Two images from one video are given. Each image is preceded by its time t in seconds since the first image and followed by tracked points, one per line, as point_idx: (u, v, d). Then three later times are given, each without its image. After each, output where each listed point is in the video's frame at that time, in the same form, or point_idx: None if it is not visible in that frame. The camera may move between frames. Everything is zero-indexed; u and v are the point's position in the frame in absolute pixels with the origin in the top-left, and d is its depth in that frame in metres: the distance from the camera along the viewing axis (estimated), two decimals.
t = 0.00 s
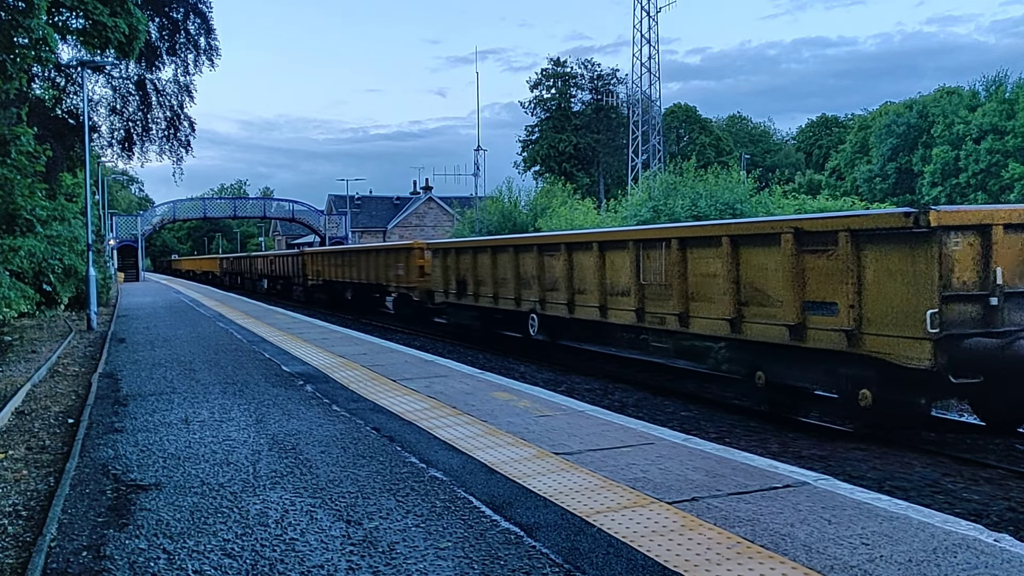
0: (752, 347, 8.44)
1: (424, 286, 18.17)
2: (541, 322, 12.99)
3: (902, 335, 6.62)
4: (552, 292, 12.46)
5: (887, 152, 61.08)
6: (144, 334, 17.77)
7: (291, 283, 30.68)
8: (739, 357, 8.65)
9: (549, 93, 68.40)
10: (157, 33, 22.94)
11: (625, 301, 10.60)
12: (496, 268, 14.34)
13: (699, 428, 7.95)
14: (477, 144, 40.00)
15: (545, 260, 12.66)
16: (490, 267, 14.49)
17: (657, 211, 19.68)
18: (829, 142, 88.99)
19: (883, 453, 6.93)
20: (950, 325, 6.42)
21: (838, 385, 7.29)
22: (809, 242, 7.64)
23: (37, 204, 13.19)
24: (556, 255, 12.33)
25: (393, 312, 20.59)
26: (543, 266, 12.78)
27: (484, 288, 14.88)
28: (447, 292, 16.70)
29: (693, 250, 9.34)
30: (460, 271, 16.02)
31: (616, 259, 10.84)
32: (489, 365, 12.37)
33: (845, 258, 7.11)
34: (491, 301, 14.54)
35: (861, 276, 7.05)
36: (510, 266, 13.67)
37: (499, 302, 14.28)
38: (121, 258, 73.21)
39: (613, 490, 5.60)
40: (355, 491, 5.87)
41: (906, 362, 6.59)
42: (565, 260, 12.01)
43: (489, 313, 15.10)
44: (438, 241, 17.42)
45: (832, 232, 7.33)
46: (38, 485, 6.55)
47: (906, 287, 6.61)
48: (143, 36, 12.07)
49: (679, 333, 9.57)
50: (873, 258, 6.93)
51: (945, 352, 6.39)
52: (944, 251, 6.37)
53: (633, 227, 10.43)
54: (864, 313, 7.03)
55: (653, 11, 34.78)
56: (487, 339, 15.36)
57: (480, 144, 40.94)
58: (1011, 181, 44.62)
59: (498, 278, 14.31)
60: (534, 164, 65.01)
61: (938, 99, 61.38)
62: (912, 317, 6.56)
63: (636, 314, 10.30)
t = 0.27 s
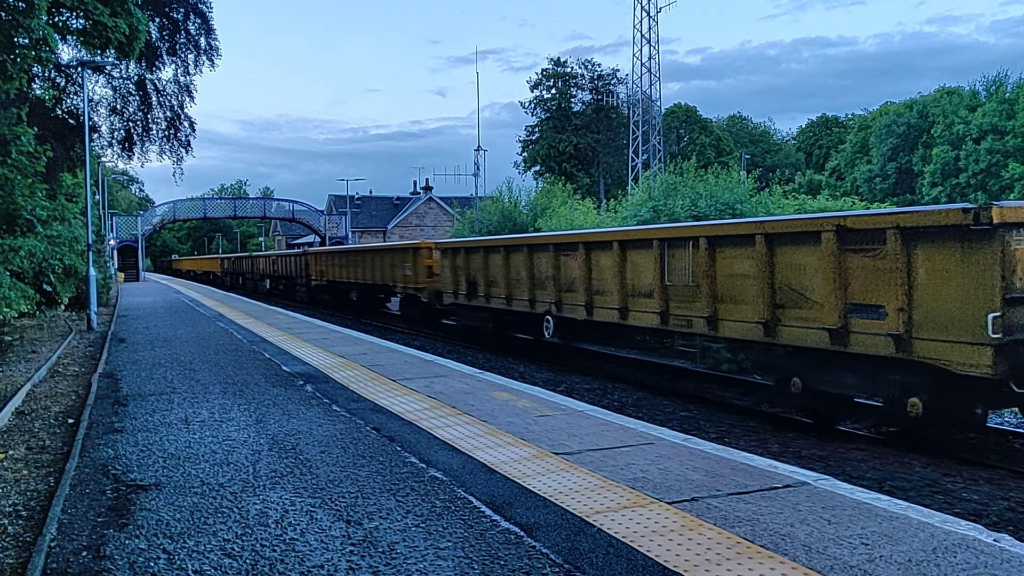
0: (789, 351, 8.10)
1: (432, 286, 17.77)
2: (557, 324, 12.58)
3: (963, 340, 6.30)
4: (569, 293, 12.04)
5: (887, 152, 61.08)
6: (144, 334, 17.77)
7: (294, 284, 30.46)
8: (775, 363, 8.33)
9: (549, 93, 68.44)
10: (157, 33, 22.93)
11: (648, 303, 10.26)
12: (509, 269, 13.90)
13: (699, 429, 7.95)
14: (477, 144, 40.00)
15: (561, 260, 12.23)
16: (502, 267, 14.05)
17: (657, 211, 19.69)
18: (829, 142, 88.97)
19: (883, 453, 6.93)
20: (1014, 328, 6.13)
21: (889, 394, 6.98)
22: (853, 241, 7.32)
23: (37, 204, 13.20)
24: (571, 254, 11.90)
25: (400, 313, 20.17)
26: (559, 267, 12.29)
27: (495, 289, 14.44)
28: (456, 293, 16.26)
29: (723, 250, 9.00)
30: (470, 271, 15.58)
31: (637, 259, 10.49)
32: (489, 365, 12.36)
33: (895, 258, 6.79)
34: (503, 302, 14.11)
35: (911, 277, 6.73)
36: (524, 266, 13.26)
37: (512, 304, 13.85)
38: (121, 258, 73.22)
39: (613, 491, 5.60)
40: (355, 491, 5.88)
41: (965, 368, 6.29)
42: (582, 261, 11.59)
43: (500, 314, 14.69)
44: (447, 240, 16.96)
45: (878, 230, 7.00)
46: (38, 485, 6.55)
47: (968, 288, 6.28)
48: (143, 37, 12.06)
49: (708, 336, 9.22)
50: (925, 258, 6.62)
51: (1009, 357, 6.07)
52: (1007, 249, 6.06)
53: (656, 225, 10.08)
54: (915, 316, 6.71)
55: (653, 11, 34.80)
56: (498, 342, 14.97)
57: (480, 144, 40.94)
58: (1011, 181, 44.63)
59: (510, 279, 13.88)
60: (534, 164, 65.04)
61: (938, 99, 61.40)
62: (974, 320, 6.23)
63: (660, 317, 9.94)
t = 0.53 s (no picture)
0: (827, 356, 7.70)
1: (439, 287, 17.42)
2: (573, 326, 12.26)
3: None
4: (588, 295, 11.69)
5: (887, 152, 61.08)
6: (144, 334, 17.77)
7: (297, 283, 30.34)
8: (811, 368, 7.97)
9: (549, 93, 68.46)
10: (157, 33, 22.93)
11: (674, 305, 9.91)
12: (522, 269, 13.55)
13: (699, 429, 7.94)
14: (477, 144, 40.00)
15: (579, 259, 11.88)
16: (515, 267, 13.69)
17: (657, 211, 19.72)
18: (829, 142, 88.96)
19: (883, 453, 6.93)
20: None
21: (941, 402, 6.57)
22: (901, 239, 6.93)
23: (37, 204, 13.21)
24: (591, 254, 11.56)
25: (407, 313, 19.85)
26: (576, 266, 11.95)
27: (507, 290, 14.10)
28: (466, 294, 15.91)
29: (756, 249, 8.61)
30: (482, 271, 15.22)
31: (661, 259, 10.14)
32: (489, 365, 12.35)
33: (951, 257, 6.42)
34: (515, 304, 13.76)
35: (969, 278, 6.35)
36: (538, 267, 12.90)
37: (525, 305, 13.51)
38: (121, 258, 73.21)
39: (613, 490, 5.59)
40: (355, 491, 5.87)
41: None
42: (601, 261, 11.25)
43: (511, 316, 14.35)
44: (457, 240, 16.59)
45: (932, 228, 6.62)
46: (38, 485, 6.55)
47: None
48: (143, 36, 12.05)
49: (739, 340, 8.86)
50: (985, 257, 6.25)
51: None
52: None
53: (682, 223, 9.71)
54: (973, 321, 6.34)
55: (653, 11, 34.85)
56: (510, 344, 14.62)
57: (479, 144, 40.97)
58: (1011, 181, 44.63)
59: (524, 280, 13.51)
60: (534, 164, 65.07)
61: (938, 99, 61.44)
62: None
63: (687, 319, 9.58)
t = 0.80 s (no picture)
0: (872, 361, 7.30)
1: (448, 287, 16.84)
2: (590, 328, 11.80)
3: None
4: (608, 296, 11.20)
5: (887, 152, 61.08)
6: (143, 334, 17.75)
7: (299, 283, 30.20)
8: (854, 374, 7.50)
9: (549, 93, 68.48)
10: (157, 32, 22.95)
11: (701, 307, 9.44)
12: (537, 269, 13.06)
13: (699, 428, 7.94)
14: (477, 144, 39.95)
15: (598, 260, 11.40)
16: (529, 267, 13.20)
17: (657, 211, 19.74)
18: (829, 142, 88.96)
19: (883, 453, 6.93)
20: None
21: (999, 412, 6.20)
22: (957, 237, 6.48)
23: (36, 203, 13.22)
24: (611, 253, 11.07)
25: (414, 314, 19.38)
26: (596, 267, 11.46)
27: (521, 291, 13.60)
28: (477, 295, 15.42)
29: (792, 248, 8.13)
30: (494, 272, 14.72)
31: (688, 258, 9.66)
32: (489, 365, 12.33)
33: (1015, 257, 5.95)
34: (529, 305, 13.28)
35: None
36: (555, 266, 12.37)
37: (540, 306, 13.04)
38: (121, 258, 73.16)
39: (613, 490, 5.59)
40: (355, 491, 5.87)
41: None
42: (622, 261, 10.77)
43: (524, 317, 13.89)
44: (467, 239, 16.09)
45: (992, 224, 6.14)
46: (38, 485, 6.54)
47: None
48: (143, 36, 12.04)
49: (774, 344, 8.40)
50: None
51: None
52: None
53: (710, 221, 9.22)
54: None
55: (653, 11, 34.89)
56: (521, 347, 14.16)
57: (479, 144, 40.96)
58: (1011, 181, 44.64)
59: (538, 280, 13.03)
60: (534, 164, 65.05)
61: (938, 99, 61.44)
62: None
63: (716, 322, 9.12)
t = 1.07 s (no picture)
0: (922, 368, 6.94)
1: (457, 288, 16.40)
2: (608, 331, 11.35)
3: None
4: (629, 298, 10.82)
5: (887, 152, 61.09)
6: (143, 334, 17.73)
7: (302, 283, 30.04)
8: (898, 380, 7.20)
9: (549, 93, 68.49)
10: (157, 32, 22.95)
11: (730, 309, 9.10)
12: (552, 270, 12.63)
13: (699, 428, 7.93)
14: (477, 143, 39.94)
15: (618, 260, 11.01)
16: (545, 267, 12.74)
17: (657, 211, 19.74)
18: (829, 142, 88.98)
19: (883, 452, 6.93)
20: None
21: None
22: (1021, 234, 6.06)
23: (36, 203, 13.23)
24: (632, 253, 10.69)
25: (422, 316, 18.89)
26: (616, 267, 11.06)
27: (536, 292, 13.11)
28: (489, 296, 14.94)
29: (833, 247, 7.75)
30: (507, 271, 14.25)
31: (717, 258, 9.31)
32: (489, 365, 12.32)
33: None
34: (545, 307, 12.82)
35: None
36: (572, 267, 11.93)
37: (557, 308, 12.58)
38: (121, 258, 73.14)
39: (613, 490, 5.59)
40: (355, 491, 5.86)
41: None
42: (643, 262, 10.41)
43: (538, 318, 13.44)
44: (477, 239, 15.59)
45: None
46: (38, 485, 6.53)
47: None
48: (143, 36, 12.03)
49: (812, 348, 8.05)
50: None
51: None
52: None
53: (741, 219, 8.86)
54: None
55: (653, 11, 34.90)
56: (536, 350, 13.72)
57: (479, 144, 40.96)
58: (1011, 181, 44.65)
59: (554, 281, 12.58)
60: (534, 164, 65.03)
61: (937, 99, 61.47)
62: None
63: (748, 325, 8.78)
